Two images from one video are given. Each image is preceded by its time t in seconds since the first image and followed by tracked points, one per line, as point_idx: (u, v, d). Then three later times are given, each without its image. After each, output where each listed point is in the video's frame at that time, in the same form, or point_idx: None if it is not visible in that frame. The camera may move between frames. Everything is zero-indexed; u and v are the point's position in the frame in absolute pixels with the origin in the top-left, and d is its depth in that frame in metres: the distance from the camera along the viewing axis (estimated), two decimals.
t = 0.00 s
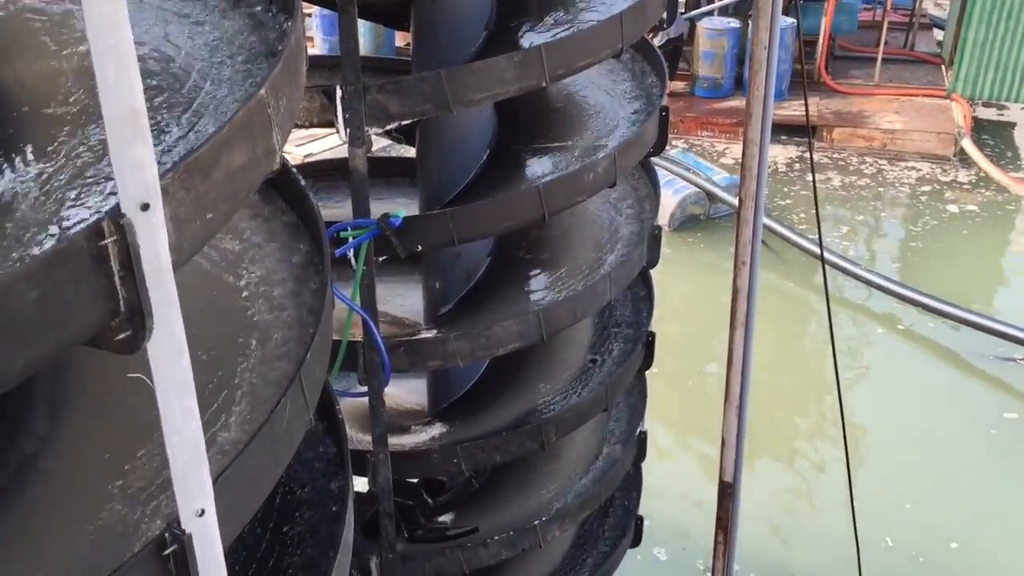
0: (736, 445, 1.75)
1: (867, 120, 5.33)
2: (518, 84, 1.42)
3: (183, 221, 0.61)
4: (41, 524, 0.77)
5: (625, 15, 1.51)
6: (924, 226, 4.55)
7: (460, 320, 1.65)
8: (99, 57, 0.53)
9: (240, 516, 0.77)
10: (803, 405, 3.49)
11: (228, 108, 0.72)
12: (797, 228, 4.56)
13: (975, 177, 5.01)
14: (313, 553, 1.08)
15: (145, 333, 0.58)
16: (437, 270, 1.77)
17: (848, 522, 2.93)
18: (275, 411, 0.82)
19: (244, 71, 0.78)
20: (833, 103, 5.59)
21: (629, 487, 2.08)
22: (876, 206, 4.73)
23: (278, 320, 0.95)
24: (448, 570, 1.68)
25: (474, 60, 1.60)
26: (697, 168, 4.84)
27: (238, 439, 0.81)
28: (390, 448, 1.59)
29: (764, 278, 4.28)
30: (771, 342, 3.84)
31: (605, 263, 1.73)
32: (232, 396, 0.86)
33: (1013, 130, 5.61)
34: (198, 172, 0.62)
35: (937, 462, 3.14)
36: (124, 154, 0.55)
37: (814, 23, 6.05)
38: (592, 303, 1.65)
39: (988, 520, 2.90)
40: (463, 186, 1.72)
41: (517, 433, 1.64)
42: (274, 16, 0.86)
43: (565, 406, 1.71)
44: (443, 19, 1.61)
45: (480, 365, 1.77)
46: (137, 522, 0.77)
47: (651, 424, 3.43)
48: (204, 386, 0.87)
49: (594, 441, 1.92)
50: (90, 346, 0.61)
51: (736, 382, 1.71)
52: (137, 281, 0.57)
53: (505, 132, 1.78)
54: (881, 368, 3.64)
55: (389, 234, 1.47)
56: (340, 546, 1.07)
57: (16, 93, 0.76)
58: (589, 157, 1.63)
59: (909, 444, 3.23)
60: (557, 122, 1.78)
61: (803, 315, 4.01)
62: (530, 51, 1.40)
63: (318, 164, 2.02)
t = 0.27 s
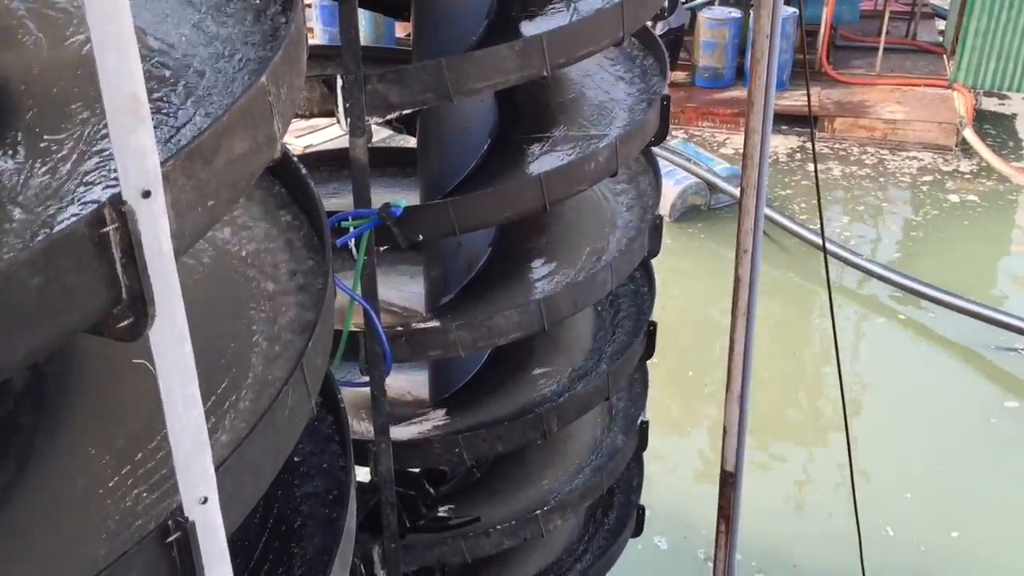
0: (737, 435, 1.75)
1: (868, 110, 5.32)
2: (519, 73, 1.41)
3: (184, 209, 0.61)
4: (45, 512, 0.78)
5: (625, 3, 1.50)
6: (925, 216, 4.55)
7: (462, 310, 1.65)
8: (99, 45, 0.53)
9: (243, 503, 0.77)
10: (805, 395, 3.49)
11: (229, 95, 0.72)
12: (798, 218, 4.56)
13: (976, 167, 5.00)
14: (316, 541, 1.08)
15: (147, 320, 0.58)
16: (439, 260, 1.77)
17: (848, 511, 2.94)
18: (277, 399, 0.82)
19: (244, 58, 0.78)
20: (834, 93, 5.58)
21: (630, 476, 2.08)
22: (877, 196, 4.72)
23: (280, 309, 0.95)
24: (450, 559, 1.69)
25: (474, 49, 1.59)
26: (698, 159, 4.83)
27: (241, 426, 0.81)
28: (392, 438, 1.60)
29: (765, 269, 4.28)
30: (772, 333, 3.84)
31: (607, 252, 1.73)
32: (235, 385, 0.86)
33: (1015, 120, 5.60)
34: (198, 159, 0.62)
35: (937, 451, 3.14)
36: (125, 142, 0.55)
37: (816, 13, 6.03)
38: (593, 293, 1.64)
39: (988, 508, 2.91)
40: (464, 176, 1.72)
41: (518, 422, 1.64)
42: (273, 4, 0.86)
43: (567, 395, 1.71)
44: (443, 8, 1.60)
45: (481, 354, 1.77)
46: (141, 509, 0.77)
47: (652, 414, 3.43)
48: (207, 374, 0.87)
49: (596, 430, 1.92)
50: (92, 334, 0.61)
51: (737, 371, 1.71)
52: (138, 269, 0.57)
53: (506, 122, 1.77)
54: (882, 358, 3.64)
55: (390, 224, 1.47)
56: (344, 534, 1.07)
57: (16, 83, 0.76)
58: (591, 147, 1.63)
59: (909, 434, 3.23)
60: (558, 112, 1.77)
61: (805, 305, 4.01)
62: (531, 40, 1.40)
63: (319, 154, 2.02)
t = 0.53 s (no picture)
0: (741, 424, 1.75)
1: (872, 99, 5.31)
2: (522, 61, 1.41)
3: (187, 194, 0.61)
4: (51, 498, 0.78)
5: None
6: (929, 205, 4.54)
7: (465, 299, 1.65)
8: (101, 29, 0.53)
9: (247, 489, 0.78)
10: (808, 385, 3.49)
11: (231, 80, 0.72)
12: (802, 208, 4.55)
13: (981, 157, 4.98)
14: (320, 527, 1.08)
15: (150, 305, 0.58)
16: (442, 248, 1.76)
17: (851, 499, 2.94)
18: (280, 385, 0.82)
19: (246, 44, 0.78)
20: (838, 82, 5.56)
21: (634, 465, 2.08)
22: (881, 185, 4.71)
23: (283, 296, 0.95)
24: (454, 548, 1.70)
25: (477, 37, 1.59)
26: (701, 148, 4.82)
27: (245, 412, 0.81)
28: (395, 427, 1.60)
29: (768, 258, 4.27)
30: (776, 322, 3.84)
31: (610, 241, 1.73)
32: (238, 371, 0.86)
33: (1021, 109, 5.57)
34: (201, 145, 0.62)
35: (941, 440, 3.14)
36: (127, 126, 0.55)
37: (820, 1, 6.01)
38: (596, 281, 1.64)
39: (991, 497, 2.91)
40: (467, 164, 1.71)
41: (522, 411, 1.64)
42: None
43: (570, 384, 1.71)
44: None
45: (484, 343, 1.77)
46: (145, 495, 0.77)
47: (656, 403, 3.44)
48: (211, 360, 0.87)
49: (599, 419, 1.92)
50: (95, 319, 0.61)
51: (740, 360, 1.71)
52: (141, 253, 0.57)
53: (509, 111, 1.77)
54: (886, 347, 3.63)
55: (393, 212, 1.47)
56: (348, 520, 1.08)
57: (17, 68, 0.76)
58: (594, 135, 1.62)
59: (913, 422, 3.23)
60: (562, 101, 1.77)
61: (808, 295, 4.01)
62: (534, 28, 1.39)
63: (322, 143, 2.02)
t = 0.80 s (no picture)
0: (742, 411, 1.75)
1: (874, 88, 5.29)
2: (523, 49, 1.40)
3: (187, 179, 0.61)
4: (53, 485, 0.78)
5: None
6: (930, 194, 4.53)
7: (467, 288, 1.65)
8: (101, 12, 0.52)
9: (248, 475, 0.78)
10: (809, 374, 3.49)
11: (231, 65, 0.72)
12: (803, 197, 4.54)
13: (983, 146, 4.97)
14: (322, 512, 1.09)
15: (151, 291, 0.58)
16: (443, 237, 1.76)
17: (852, 487, 2.94)
18: (281, 371, 0.82)
19: (246, 29, 0.77)
20: (840, 72, 5.55)
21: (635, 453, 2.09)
22: (882, 174, 4.70)
23: (284, 283, 0.95)
24: (455, 536, 1.69)
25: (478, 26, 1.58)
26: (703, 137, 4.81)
27: (247, 398, 0.81)
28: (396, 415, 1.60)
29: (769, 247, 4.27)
30: (777, 311, 3.84)
31: (612, 229, 1.72)
32: (240, 357, 0.86)
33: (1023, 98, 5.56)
34: (201, 131, 0.62)
35: (940, 428, 3.14)
36: (126, 110, 0.55)
37: None
38: (597, 270, 1.64)
39: (991, 485, 2.91)
40: (468, 153, 1.71)
41: (523, 400, 1.65)
42: None
43: (572, 372, 1.72)
44: None
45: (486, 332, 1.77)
46: (147, 482, 0.77)
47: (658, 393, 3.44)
48: (211, 347, 0.88)
49: (600, 407, 1.92)
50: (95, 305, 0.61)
51: (741, 348, 1.71)
52: (142, 239, 0.57)
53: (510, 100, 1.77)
54: (887, 336, 3.63)
55: (394, 201, 1.47)
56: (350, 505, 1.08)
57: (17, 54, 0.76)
58: (596, 124, 1.62)
59: (913, 411, 3.23)
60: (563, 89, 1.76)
61: (809, 284, 4.01)
62: (535, 15, 1.39)
63: (322, 132, 2.02)
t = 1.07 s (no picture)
0: (742, 395, 1.75)
1: (876, 73, 5.28)
2: (524, 31, 1.40)
3: (186, 159, 0.61)
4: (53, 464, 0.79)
5: None
6: (931, 179, 4.52)
7: (467, 272, 1.65)
8: None
9: (249, 455, 0.78)
10: (809, 359, 3.49)
11: (230, 42, 0.71)
12: (804, 182, 4.53)
13: (985, 131, 4.96)
14: (323, 493, 1.09)
15: (150, 271, 0.58)
16: (443, 221, 1.76)
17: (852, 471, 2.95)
18: (281, 352, 0.82)
19: (244, 9, 0.77)
20: (842, 56, 5.53)
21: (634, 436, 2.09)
22: (883, 159, 4.69)
23: (284, 264, 0.95)
24: (455, 519, 1.70)
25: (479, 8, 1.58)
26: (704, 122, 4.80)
27: (247, 378, 0.81)
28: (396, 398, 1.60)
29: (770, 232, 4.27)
30: (778, 297, 3.83)
31: (613, 212, 1.72)
32: (240, 338, 0.86)
33: None
34: (200, 111, 0.62)
35: (940, 413, 3.14)
36: (125, 89, 0.54)
37: None
38: (598, 254, 1.64)
39: (989, 470, 2.91)
40: (468, 136, 1.71)
41: (523, 383, 1.65)
42: None
43: (572, 355, 1.72)
44: None
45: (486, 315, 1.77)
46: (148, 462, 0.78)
47: (658, 378, 3.44)
48: (211, 327, 0.88)
49: (601, 390, 1.93)
50: (93, 285, 0.61)
51: (742, 332, 1.71)
52: (141, 219, 0.57)
53: (510, 83, 1.76)
54: (888, 321, 3.64)
55: (394, 184, 1.46)
56: (350, 486, 1.08)
57: (16, 34, 0.75)
58: (596, 106, 1.61)
59: (913, 395, 3.24)
60: (564, 72, 1.76)
61: (810, 269, 4.00)
62: None
63: (322, 115, 2.01)
